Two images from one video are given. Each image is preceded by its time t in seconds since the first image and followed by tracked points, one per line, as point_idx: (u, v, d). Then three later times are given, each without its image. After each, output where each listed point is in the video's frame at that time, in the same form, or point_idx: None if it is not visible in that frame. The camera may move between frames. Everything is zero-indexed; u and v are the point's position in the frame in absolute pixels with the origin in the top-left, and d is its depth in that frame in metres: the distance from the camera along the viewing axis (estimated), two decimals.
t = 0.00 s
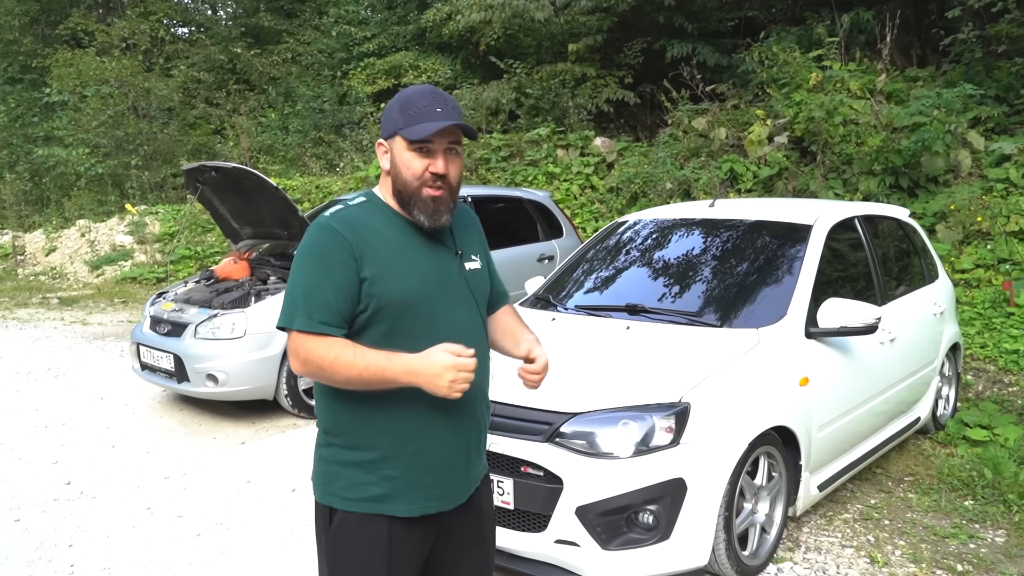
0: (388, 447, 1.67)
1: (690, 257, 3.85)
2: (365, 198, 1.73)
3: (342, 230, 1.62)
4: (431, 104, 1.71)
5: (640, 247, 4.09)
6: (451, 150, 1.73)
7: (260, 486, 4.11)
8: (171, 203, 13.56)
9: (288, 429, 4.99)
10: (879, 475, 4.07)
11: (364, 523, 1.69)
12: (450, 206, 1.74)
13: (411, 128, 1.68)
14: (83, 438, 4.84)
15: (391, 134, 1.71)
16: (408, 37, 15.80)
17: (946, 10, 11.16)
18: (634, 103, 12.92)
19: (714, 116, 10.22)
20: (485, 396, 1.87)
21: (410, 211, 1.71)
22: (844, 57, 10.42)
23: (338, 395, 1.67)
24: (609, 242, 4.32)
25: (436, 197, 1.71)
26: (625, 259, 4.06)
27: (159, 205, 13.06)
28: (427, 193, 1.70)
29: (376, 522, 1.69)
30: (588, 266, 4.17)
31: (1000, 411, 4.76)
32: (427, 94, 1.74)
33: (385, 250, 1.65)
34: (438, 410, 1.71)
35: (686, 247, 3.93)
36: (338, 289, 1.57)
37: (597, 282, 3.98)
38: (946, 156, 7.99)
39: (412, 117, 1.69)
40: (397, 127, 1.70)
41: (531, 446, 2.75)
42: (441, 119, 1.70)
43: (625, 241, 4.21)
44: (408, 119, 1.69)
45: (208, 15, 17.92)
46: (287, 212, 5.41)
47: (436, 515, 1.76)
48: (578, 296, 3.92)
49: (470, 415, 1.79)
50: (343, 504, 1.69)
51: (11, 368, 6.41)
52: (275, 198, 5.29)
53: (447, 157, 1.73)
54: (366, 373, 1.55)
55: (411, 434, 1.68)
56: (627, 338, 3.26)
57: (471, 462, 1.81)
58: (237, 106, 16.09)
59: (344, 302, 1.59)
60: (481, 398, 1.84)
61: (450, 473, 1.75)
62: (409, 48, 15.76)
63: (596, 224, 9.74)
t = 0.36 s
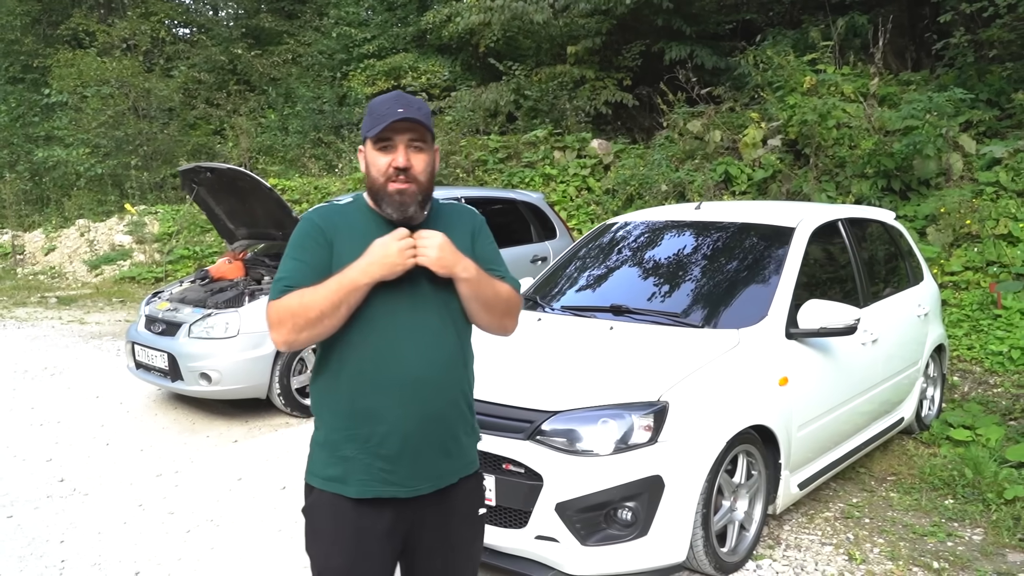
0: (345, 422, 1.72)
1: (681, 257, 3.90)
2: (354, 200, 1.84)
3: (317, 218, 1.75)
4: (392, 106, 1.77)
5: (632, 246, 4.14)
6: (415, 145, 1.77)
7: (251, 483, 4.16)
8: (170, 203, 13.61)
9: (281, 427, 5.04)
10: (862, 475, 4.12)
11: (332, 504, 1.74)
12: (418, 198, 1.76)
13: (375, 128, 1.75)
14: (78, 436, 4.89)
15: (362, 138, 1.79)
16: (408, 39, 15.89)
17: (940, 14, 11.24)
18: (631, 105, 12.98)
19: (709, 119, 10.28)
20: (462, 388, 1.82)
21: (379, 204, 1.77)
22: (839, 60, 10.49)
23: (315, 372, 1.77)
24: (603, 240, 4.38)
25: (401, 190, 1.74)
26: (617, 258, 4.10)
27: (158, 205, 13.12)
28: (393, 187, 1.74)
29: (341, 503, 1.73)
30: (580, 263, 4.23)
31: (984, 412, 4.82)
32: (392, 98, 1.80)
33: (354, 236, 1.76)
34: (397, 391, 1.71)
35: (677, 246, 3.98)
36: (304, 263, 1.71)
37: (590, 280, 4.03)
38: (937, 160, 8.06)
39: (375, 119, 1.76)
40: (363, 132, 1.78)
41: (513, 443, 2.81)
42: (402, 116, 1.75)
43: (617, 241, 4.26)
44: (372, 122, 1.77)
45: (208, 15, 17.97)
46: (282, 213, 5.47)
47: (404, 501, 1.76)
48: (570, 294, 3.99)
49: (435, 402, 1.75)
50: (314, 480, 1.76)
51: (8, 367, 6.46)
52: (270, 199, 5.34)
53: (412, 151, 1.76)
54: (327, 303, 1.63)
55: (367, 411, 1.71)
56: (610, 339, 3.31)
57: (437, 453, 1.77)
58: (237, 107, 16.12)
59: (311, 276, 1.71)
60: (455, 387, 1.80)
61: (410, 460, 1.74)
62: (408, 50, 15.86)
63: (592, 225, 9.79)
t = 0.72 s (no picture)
0: (309, 432, 1.77)
1: (680, 258, 3.91)
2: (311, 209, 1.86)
3: (272, 235, 1.77)
4: (339, 116, 1.81)
5: (632, 247, 4.16)
6: (364, 154, 1.82)
7: (251, 485, 4.21)
8: (180, 208, 13.72)
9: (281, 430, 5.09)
10: (858, 477, 4.11)
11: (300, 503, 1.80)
12: (372, 205, 1.80)
13: (325, 142, 1.79)
14: (83, 438, 4.96)
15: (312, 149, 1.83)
16: (415, 44, 15.98)
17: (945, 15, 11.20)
18: (638, 109, 12.97)
19: (713, 122, 10.28)
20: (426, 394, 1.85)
21: (334, 213, 1.80)
22: (843, 63, 10.48)
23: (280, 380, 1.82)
24: (605, 239, 4.40)
25: (355, 199, 1.78)
26: (618, 258, 4.12)
27: (168, 210, 13.22)
28: (346, 196, 1.79)
29: (309, 502, 1.79)
30: (582, 262, 4.26)
31: (983, 414, 4.80)
32: (338, 107, 1.83)
33: (307, 252, 1.77)
34: (358, 401, 1.76)
35: (677, 248, 4.00)
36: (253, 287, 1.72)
37: (590, 280, 4.05)
38: (942, 162, 8.03)
39: (324, 130, 1.80)
40: (314, 144, 1.82)
41: (501, 445, 2.83)
42: (350, 127, 1.79)
43: (619, 241, 4.28)
44: (322, 133, 1.80)
45: (219, 22, 18.11)
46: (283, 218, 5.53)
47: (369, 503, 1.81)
48: (572, 292, 4.01)
49: (398, 411, 1.79)
50: (284, 484, 1.82)
51: (17, 370, 6.55)
52: (271, 205, 5.40)
53: (363, 162, 1.81)
54: (267, 361, 1.65)
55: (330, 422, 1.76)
56: (600, 342, 3.34)
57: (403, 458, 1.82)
58: (247, 112, 15.95)
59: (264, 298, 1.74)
60: (419, 395, 1.83)
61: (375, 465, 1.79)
62: (416, 55, 15.99)
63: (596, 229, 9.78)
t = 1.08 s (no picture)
0: (294, 442, 1.83)
1: (692, 260, 3.93)
2: (287, 219, 1.91)
3: (248, 250, 1.82)
4: (312, 123, 1.87)
5: (646, 248, 4.18)
6: (337, 160, 1.88)
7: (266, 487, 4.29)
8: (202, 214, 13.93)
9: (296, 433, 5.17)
10: (870, 480, 4.11)
11: (287, 511, 1.85)
12: (346, 211, 1.86)
13: (298, 150, 1.85)
14: (104, 441, 5.07)
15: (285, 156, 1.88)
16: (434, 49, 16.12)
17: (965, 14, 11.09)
18: (655, 112, 12.96)
19: (730, 124, 10.26)
20: (409, 400, 1.91)
21: (310, 222, 1.86)
22: (861, 64, 10.42)
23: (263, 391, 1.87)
24: (619, 240, 4.44)
25: (329, 206, 1.84)
26: (631, 259, 4.14)
27: (190, 216, 13.43)
28: (321, 203, 1.85)
29: (296, 511, 1.84)
30: (595, 262, 4.29)
31: (999, 417, 4.77)
32: (309, 114, 1.89)
33: (283, 263, 1.82)
34: (339, 409, 1.82)
35: (690, 249, 4.02)
36: (231, 298, 1.78)
37: (603, 280, 4.09)
38: (960, 162, 7.97)
39: (297, 138, 1.86)
40: (286, 152, 1.88)
41: (507, 446, 2.87)
42: (320, 134, 1.85)
43: (634, 242, 4.31)
44: (294, 140, 1.86)
45: (241, 30, 18.34)
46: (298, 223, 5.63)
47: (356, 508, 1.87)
48: (585, 292, 4.06)
49: (382, 418, 1.85)
50: (270, 494, 1.87)
51: (41, 374, 6.71)
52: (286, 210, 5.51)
53: (335, 167, 1.87)
54: (235, 371, 1.72)
55: (313, 433, 1.82)
56: (607, 345, 3.38)
57: (387, 464, 1.88)
58: (268, 119, 16.10)
59: (242, 310, 1.79)
60: (401, 401, 1.89)
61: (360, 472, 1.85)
62: (434, 60, 16.12)
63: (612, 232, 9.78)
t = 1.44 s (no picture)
0: (279, 439, 1.86)
1: (690, 258, 3.96)
2: (269, 219, 1.95)
3: (230, 250, 1.85)
4: (292, 122, 1.91)
5: (645, 247, 4.20)
6: (318, 158, 1.93)
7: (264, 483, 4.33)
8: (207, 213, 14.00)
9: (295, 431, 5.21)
10: (864, 479, 4.13)
11: (274, 510, 1.88)
12: (328, 209, 1.90)
13: (279, 148, 1.90)
14: (105, 438, 5.13)
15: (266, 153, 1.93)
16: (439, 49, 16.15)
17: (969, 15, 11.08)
18: (659, 112, 12.97)
19: (732, 125, 10.26)
20: (392, 397, 1.95)
21: (292, 220, 1.90)
22: (863, 65, 10.43)
23: (247, 389, 1.91)
24: (618, 238, 4.46)
25: (311, 204, 1.88)
26: (630, 258, 4.17)
27: (195, 215, 13.50)
28: (303, 201, 1.89)
29: (283, 510, 1.88)
30: (596, 259, 4.32)
31: (995, 417, 4.80)
32: (290, 113, 1.93)
33: (262, 259, 1.85)
34: (324, 406, 1.85)
35: (688, 248, 4.04)
36: (212, 295, 1.81)
37: (602, 278, 4.11)
38: (962, 163, 7.96)
39: (278, 136, 1.90)
40: (269, 152, 1.92)
41: (499, 443, 2.91)
42: (301, 133, 1.90)
43: (633, 240, 4.34)
44: (275, 139, 1.91)
45: (246, 30, 18.38)
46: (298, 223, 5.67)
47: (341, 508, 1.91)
48: (585, 289, 4.09)
49: (366, 415, 1.89)
50: (257, 492, 1.91)
51: (44, 372, 6.77)
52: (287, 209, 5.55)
53: (315, 165, 1.92)
54: (214, 367, 1.75)
55: (298, 430, 1.85)
56: (601, 343, 3.41)
57: (373, 460, 1.92)
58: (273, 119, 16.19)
59: (225, 308, 1.82)
60: (384, 397, 1.93)
61: (346, 469, 1.88)
62: (439, 60, 16.17)
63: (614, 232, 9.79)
